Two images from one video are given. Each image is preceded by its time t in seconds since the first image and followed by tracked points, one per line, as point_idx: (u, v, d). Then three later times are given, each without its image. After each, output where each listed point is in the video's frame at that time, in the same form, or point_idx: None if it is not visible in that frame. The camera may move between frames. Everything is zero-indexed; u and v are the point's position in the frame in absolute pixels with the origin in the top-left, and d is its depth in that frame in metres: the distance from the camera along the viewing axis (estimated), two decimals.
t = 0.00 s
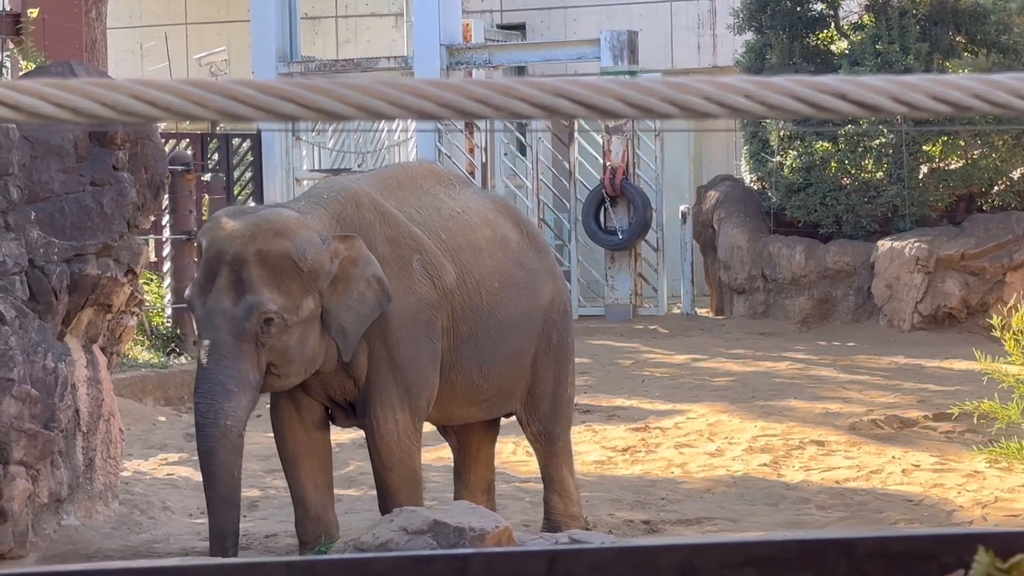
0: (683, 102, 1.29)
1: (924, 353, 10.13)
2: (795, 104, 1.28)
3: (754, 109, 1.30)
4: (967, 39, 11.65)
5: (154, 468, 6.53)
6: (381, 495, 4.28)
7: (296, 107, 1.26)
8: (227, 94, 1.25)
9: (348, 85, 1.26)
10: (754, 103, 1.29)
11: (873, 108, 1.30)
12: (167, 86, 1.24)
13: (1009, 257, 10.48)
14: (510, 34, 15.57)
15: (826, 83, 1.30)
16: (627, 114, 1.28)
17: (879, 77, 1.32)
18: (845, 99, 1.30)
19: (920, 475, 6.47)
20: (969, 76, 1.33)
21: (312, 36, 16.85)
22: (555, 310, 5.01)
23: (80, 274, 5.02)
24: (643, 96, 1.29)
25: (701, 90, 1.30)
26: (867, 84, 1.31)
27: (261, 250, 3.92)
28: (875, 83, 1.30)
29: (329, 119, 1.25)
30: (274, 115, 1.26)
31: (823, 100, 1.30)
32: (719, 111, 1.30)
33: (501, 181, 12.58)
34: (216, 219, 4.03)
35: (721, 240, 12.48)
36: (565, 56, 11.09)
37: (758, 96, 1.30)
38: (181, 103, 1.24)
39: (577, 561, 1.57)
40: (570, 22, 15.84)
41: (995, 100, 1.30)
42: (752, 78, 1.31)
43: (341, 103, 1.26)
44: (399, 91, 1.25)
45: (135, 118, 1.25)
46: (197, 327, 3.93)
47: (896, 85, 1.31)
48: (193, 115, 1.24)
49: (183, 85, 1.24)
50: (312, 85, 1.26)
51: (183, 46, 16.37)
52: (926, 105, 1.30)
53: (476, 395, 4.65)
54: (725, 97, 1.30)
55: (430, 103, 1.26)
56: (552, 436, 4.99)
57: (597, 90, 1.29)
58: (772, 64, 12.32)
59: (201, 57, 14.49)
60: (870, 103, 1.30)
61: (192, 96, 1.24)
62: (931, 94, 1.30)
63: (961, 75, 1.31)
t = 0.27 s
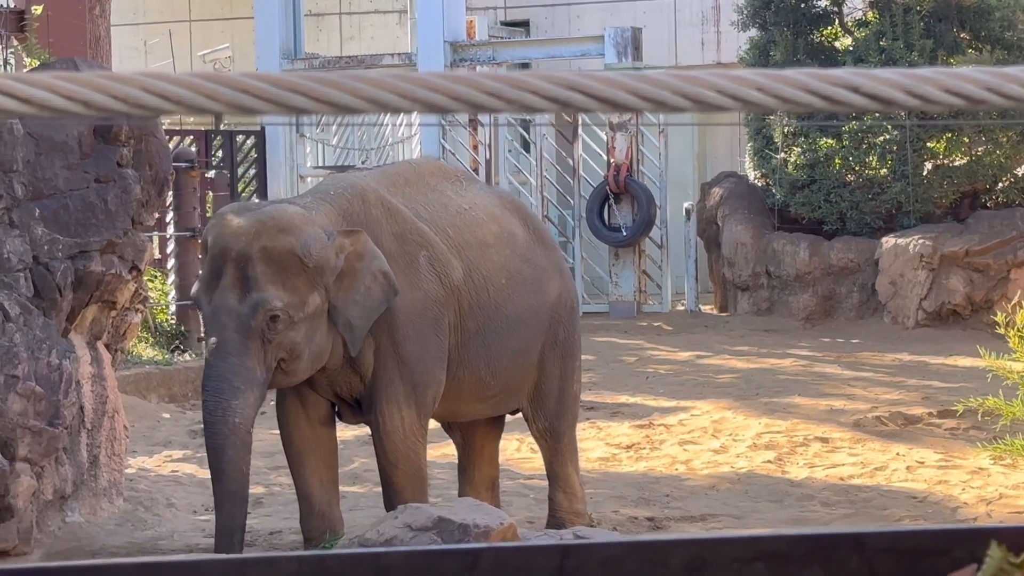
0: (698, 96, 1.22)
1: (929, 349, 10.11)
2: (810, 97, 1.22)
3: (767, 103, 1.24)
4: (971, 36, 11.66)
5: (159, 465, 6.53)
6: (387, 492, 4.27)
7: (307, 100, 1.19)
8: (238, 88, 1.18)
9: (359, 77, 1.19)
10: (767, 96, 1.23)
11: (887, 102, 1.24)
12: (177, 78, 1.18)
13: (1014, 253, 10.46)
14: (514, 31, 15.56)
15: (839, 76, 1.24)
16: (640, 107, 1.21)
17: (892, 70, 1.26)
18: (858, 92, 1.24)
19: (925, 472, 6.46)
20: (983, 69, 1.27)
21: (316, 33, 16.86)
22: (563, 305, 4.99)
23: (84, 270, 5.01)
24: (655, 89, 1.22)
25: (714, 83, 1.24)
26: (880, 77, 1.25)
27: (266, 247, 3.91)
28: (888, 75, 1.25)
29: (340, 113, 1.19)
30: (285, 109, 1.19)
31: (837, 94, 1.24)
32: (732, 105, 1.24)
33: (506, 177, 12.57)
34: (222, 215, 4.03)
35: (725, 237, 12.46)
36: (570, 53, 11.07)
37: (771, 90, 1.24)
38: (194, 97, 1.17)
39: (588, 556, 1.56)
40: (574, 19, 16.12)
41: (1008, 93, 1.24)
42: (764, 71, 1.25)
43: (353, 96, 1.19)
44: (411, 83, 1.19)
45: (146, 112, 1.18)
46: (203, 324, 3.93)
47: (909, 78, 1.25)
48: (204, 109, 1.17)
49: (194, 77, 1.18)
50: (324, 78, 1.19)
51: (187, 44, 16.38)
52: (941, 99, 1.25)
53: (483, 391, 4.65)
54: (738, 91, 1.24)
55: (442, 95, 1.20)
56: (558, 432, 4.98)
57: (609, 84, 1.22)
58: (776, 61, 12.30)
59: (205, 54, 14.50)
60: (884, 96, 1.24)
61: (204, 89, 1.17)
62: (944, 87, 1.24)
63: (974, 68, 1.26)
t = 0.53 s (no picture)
0: (713, 84, 1.21)
1: (932, 345, 10.10)
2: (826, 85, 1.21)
3: (782, 92, 1.23)
4: (974, 32, 11.64)
5: (161, 460, 6.53)
6: (390, 487, 4.26)
7: (319, 87, 1.17)
8: (251, 75, 1.17)
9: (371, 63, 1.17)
10: (782, 84, 1.22)
11: (904, 90, 1.23)
12: (188, 65, 1.16)
13: (1017, 250, 10.45)
14: (516, 27, 15.54)
15: (855, 64, 1.23)
16: (654, 95, 1.20)
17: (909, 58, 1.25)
18: (874, 81, 1.23)
19: (927, 468, 6.46)
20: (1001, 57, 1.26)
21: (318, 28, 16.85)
22: (568, 303, 4.99)
23: (87, 266, 5.01)
24: (671, 76, 1.21)
25: (729, 71, 1.22)
26: (897, 65, 1.24)
27: (270, 238, 3.92)
28: (905, 64, 1.23)
29: (353, 101, 1.17)
30: (298, 96, 1.17)
31: (852, 81, 1.22)
32: (747, 93, 1.22)
33: (508, 173, 12.56)
34: (226, 207, 4.04)
35: (727, 233, 12.45)
36: (572, 49, 11.07)
37: (787, 78, 1.22)
38: (205, 85, 1.16)
39: (600, 547, 1.53)
40: (576, 15, 16.10)
41: None
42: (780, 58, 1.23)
43: (366, 84, 1.17)
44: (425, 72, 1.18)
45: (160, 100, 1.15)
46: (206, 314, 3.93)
47: (928, 66, 1.23)
48: (215, 95, 1.16)
49: (205, 65, 1.16)
50: (337, 65, 1.17)
51: (189, 40, 16.38)
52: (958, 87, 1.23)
53: (488, 387, 4.64)
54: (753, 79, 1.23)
55: (457, 84, 1.18)
56: (563, 429, 4.99)
57: (623, 71, 1.21)
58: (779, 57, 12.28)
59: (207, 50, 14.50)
60: (901, 85, 1.23)
61: (214, 76, 1.16)
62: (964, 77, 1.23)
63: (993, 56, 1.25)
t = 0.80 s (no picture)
0: (718, 78, 1.19)
1: (931, 342, 10.10)
2: (830, 78, 1.20)
3: (786, 86, 1.21)
4: (974, 29, 11.62)
5: (160, 456, 6.53)
6: (389, 482, 4.26)
7: (321, 80, 1.15)
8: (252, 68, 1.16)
9: (373, 55, 1.16)
10: (786, 78, 1.20)
11: (910, 84, 1.21)
12: (188, 57, 1.15)
13: (1016, 247, 10.45)
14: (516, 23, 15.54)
15: (860, 57, 1.21)
16: (658, 88, 1.18)
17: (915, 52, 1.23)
18: (879, 75, 1.22)
19: (926, 464, 6.45)
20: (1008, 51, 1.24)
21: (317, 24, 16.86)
22: (572, 300, 4.99)
23: (86, 261, 5.02)
24: (675, 70, 1.19)
25: (735, 65, 1.20)
26: (904, 58, 1.22)
27: (271, 230, 3.92)
28: (912, 57, 1.21)
29: (355, 94, 1.15)
30: (298, 89, 1.16)
31: (858, 76, 1.21)
32: (751, 86, 1.21)
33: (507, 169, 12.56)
34: (229, 199, 4.04)
35: (726, 230, 12.45)
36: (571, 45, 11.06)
37: (792, 72, 1.21)
38: (204, 76, 1.15)
39: (601, 542, 1.53)
40: (576, 11, 16.09)
41: None
42: (785, 52, 1.22)
43: (367, 76, 1.15)
44: (427, 65, 1.16)
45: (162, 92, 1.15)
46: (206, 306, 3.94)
47: (934, 60, 1.21)
48: (217, 88, 1.15)
49: (205, 56, 1.15)
50: (338, 57, 1.16)
51: (189, 35, 16.38)
52: (966, 82, 1.21)
53: (490, 383, 4.64)
54: (757, 73, 1.21)
55: (460, 77, 1.16)
56: (565, 425, 4.99)
57: (628, 64, 1.19)
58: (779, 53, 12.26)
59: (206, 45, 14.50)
60: (907, 78, 1.21)
61: (214, 68, 1.15)
62: (970, 70, 1.21)
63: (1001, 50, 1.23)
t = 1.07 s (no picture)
0: (740, 69, 1.20)
1: (929, 339, 10.08)
2: (854, 71, 1.20)
3: (809, 78, 1.22)
4: (972, 26, 11.60)
5: (157, 450, 6.52)
6: (389, 477, 4.25)
7: (339, 70, 1.16)
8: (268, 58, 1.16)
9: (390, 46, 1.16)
10: (808, 70, 1.21)
11: (932, 76, 1.22)
12: (203, 47, 1.15)
13: (1014, 244, 10.45)
14: (515, 19, 15.54)
15: (883, 49, 1.22)
16: (679, 80, 1.19)
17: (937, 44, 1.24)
18: (902, 67, 1.22)
19: (924, 461, 6.45)
20: None
21: (315, 19, 16.85)
22: (576, 296, 4.99)
23: (84, 255, 4.99)
24: (697, 62, 1.19)
25: (756, 57, 1.21)
26: (928, 50, 1.22)
27: (271, 223, 3.92)
28: (935, 50, 1.22)
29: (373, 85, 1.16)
30: (315, 79, 1.15)
31: (881, 68, 1.22)
32: (773, 79, 1.21)
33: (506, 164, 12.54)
34: (230, 192, 4.03)
35: (725, 226, 12.43)
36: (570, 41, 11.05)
37: (813, 64, 1.21)
38: (222, 66, 1.15)
39: (615, 539, 1.63)
40: (575, 7, 16.21)
41: None
42: (808, 44, 1.23)
43: (385, 67, 1.16)
44: (446, 57, 1.16)
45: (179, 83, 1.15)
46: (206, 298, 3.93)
47: (957, 53, 1.22)
48: (233, 79, 1.15)
49: (222, 47, 1.15)
50: (356, 48, 1.16)
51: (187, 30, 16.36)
52: (989, 74, 1.22)
53: (493, 377, 4.63)
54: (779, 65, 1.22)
55: (479, 68, 1.17)
56: (567, 419, 4.98)
57: (649, 56, 1.19)
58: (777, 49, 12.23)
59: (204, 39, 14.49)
60: (929, 71, 1.22)
61: (231, 58, 1.14)
62: (994, 63, 1.22)
63: None
